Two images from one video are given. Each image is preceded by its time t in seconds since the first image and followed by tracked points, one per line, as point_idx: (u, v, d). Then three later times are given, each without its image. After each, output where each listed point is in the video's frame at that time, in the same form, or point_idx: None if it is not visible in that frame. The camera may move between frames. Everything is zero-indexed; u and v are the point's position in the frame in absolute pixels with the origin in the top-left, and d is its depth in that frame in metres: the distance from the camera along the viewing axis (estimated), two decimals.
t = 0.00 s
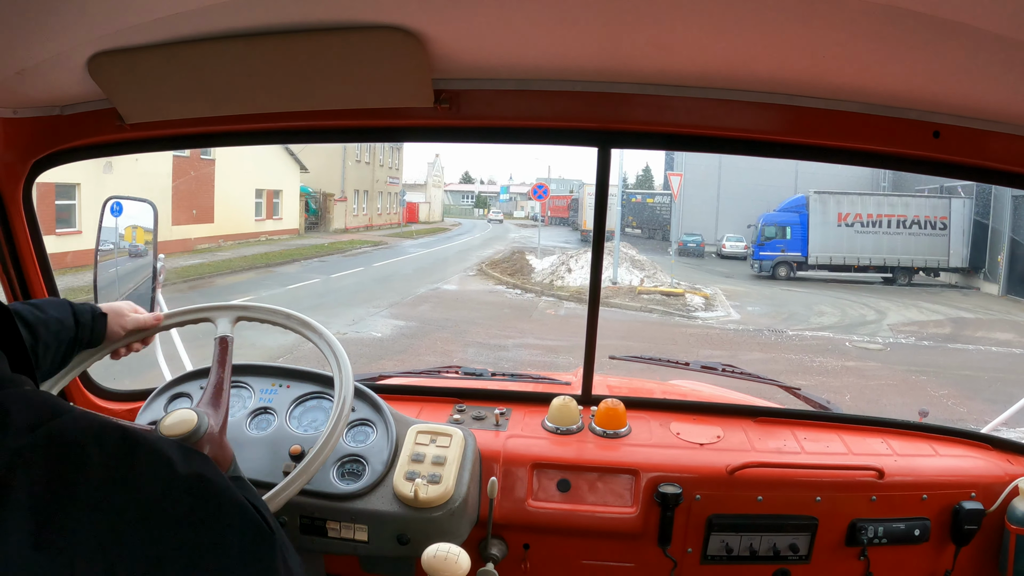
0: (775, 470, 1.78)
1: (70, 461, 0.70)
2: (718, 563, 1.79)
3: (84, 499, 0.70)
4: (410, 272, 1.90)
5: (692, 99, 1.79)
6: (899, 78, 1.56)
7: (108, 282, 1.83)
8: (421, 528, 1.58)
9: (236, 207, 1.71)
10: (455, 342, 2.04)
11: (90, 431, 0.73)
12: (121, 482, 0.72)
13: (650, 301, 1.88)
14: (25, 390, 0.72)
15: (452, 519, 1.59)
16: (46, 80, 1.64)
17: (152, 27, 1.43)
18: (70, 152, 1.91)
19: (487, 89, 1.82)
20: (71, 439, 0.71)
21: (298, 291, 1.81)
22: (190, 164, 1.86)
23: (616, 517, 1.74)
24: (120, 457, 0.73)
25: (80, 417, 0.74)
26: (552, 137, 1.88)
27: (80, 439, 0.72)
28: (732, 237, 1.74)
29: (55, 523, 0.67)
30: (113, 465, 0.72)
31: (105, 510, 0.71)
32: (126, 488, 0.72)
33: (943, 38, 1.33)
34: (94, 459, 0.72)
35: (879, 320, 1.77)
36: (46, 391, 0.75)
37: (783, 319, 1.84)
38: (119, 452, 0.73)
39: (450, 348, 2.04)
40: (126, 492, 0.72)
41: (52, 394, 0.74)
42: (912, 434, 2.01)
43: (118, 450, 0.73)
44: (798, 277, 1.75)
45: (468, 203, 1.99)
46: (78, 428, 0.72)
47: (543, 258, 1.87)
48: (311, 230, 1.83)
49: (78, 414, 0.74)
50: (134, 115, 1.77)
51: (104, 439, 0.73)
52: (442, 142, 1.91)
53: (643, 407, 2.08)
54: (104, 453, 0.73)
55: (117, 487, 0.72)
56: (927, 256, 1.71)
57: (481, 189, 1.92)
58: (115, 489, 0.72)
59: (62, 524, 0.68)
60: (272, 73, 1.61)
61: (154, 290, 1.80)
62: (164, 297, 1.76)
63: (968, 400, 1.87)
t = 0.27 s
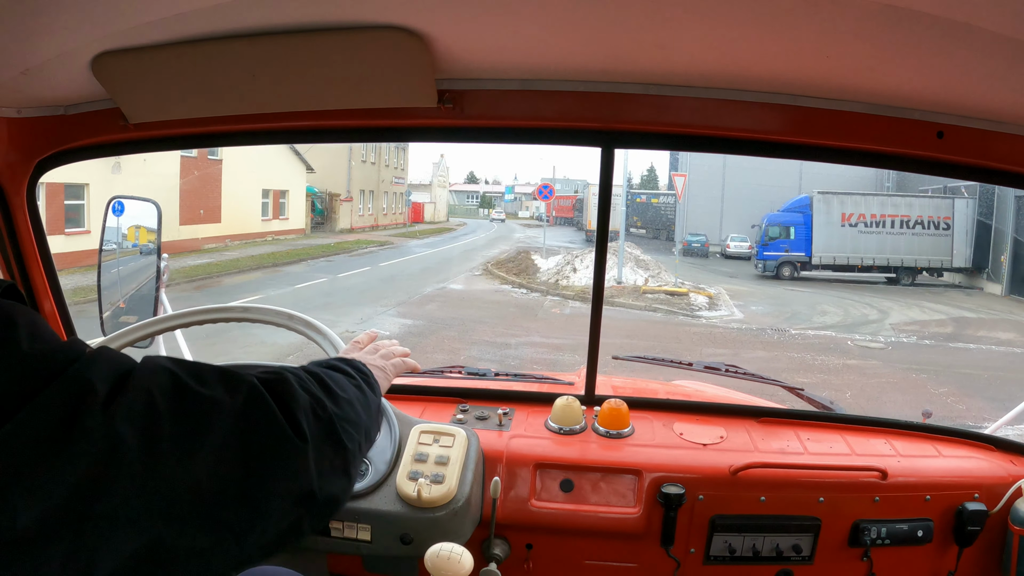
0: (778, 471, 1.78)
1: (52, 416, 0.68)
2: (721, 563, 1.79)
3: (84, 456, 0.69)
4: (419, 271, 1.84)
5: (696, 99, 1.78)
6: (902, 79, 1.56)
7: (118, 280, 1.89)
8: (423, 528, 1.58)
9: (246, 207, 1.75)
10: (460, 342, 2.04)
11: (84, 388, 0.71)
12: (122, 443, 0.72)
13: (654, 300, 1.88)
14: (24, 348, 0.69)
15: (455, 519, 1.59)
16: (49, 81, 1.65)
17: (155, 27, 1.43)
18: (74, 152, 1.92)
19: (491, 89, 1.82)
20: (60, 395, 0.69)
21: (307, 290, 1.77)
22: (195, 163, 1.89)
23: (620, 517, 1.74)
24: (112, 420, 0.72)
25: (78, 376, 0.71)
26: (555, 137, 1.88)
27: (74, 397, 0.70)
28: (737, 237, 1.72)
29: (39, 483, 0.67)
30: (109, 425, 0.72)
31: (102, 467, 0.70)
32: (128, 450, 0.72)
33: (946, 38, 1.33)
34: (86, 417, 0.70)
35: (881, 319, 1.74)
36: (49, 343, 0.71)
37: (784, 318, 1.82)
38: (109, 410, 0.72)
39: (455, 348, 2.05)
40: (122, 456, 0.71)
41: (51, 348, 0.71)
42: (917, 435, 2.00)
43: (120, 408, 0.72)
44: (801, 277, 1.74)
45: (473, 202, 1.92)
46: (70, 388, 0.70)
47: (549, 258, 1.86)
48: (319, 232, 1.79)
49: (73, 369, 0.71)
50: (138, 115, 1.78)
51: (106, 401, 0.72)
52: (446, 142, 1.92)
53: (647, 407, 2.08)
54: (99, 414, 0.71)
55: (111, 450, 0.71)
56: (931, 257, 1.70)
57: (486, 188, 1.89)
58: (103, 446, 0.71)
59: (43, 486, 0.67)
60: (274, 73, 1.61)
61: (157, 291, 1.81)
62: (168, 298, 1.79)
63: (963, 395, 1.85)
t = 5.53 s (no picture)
0: (832, 478, 1.75)
1: (134, 476, 0.73)
2: (770, 570, 1.77)
3: (146, 508, 0.75)
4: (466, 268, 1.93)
5: (754, 100, 1.76)
6: (971, 79, 1.52)
7: (174, 280, 1.98)
8: (474, 528, 1.58)
9: (295, 205, 1.81)
10: (512, 343, 2.04)
11: (153, 445, 0.76)
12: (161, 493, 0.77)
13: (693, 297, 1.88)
14: (116, 414, 0.72)
15: (506, 520, 1.59)
16: (116, 83, 1.70)
17: (220, 31, 1.46)
18: (136, 152, 1.97)
19: (547, 90, 1.82)
20: (132, 452, 0.74)
21: (362, 285, 1.91)
22: (252, 164, 1.96)
23: (670, 522, 1.73)
24: (163, 471, 0.78)
25: (145, 432, 0.76)
26: (607, 138, 1.87)
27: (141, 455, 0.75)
28: (777, 238, 1.70)
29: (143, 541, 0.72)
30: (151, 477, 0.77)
31: (154, 521, 0.76)
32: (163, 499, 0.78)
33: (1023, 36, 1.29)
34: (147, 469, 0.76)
35: (909, 316, 1.74)
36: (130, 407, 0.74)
37: (816, 313, 1.80)
38: (161, 462, 0.78)
39: (508, 349, 2.05)
40: (169, 505, 0.78)
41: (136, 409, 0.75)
42: (974, 444, 1.93)
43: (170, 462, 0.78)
44: (840, 277, 1.71)
45: (517, 203, 1.99)
46: (141, 444, 0.75)
47: (592, 257, 1.83)
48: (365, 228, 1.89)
49: (143, 425, 0.76)
50: (197, 116, 1.82)
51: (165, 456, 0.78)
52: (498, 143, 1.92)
53: (697, 411, 2.06)
54: (154, 466, 0.77)
55: (159, 500, 0.77)
56: (966, 258, 1.69)
57: (530, 189, 1.91)
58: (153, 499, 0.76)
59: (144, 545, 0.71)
60: (333, 75, 1.64)
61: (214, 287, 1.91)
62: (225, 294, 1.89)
63: (977, 386, 1.83)
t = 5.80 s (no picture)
0: (833, 478, 1.75)
1: (136, 460, 0.76)
2: (772, 571, 1.76)
3: (148, 493, 0.76)
4: (468, 268, 1.93)
5: (755, 100, 1.76)
6: (973, 79, 1.51)
7: (173, 280, 1.98)
8: (475, 527, 1.58)
9: (297, 205, 1.81)
10: (513, 343, 2.04)
11: (155, 430, 0.79)
12: (159, 480, 0.79)
13: (693, 297, 1.88)
14: (122, 398, 0.74)
15: (507, 520, 1.59)
16: (116, 83, 1.70)
17: (221, 30, 1.46)
18: (137, 152, 1.97)
19: (547, 90, 1.81)
20: (135, 436, 0.76)
21: (363, 285, 1.90)
22: (253, 164, 1.96)
23: (671, 522, 1.72)
24: (162, 457, 0.80)
25: (148, 417, 0.78)
26: (609, 138, 1.87)
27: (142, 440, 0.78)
28: (778, 238, 1.70)
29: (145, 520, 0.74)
30: (151, 462, 0.79)
31: (155, 504, 0.78)
32: (164, 486, 0.79)
33: None
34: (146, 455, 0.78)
35: (910, 317, 1.74)
36: (134, 391, 0.77)
37: (817, 315, 1.81)
38: (163, 448, 0.80)
39: (508, 349, 2.05)
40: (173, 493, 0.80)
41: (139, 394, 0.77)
42: (974, 444, 1.93)
43: (169, 448, 0.81)
44: (841, 278, 1.71)
45: (519, 202, 2.00)
46: (143, 429, 0.77)
47: (593, 257, 1.83)
48: (366, 229, 1.92)
49: (146, 410, 0.78)
50: (198, 117, 1.82)
51: (166, 442, 0.80)
52: (499, 143, 1.92)
53: (698, 411, 2.06)
54: (154, 451, 0.79)
55: (158, 486, 0.79)
56: (968, 258, 1.68)
57: (532, 188, 1.92)
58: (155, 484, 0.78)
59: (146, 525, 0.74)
60: (333, 74, 1.63)
61: (214, 287, 1.92)
62: (226, 296, 1.89)
63: (978, 386, 1.82)
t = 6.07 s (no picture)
0: (834, 478, 1.75)
1: (150, 437, 0.80)
2: (773, 571, 1.76)
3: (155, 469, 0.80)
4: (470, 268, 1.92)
5: (756, 100, 1.76)
6: (974, 78, 1.51)
7: (173, 280, 1.99)
8: (476, 527, 1.58)
9: (300, 206, 1.81)
10: (513, 343, 2.04)
11: (169, 412, 0.83)
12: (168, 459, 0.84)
13: (693, 297, 1.88)
14: (142, 379, 0.80)
15: (508, 520, 1.59)
16: (117, 83, 1.69)
17: (222, 30, 1.46)
18: (138, 152, 1.97)
19: (548, 90, 1.81)
20: (150, 418, 0.80)
21: (363, 285, 1.89)
22: (254, 164, 1.96)
23: (672, 522, 1.72)
24: (174, 439, 0.84)
25: (163, 400, 0.82)
26: (610, 138, 1.87)
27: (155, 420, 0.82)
28: (779, 237, 1.71)
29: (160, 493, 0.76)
30: (161, 444, 0.83)
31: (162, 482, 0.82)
32: (172, 462, 0.85)
33: None
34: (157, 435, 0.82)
35: (911, 317, 1.73)
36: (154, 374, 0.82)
37: (819, 315, 1.80)
38: (177, 433, 0.85)
39: (509, 349, 2.05)
40: (178, 472, 0.85)
41: (156, 378, 0.82)
42: (975, 444, 1.93)
43: (181, 431, 0.85)
44: (841, 277, 1.71)
45: (519, 203, 2.00)
46: (158, 410, 0.82)
47: (595, 257, 1.83)
48: (368, 230, 1.90)
49: (162, 393, 0.82)
50: (199, 117, 1.82)
51: (179, 425, 0.84)
52: (500, 143, 1.91)
53: (699, 411, 2.06)
54: (165, 433, 0.83)
55: (165, 467, 0.83)
56: (969, 257, 1.68)
57: (533, 188, 1.93)
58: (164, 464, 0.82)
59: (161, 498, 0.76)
60: (334, 74, 1.63)
61: (215, 286, 1.93)
62: (226, 295, 1.91)
63: (980, 387, 1.83)
